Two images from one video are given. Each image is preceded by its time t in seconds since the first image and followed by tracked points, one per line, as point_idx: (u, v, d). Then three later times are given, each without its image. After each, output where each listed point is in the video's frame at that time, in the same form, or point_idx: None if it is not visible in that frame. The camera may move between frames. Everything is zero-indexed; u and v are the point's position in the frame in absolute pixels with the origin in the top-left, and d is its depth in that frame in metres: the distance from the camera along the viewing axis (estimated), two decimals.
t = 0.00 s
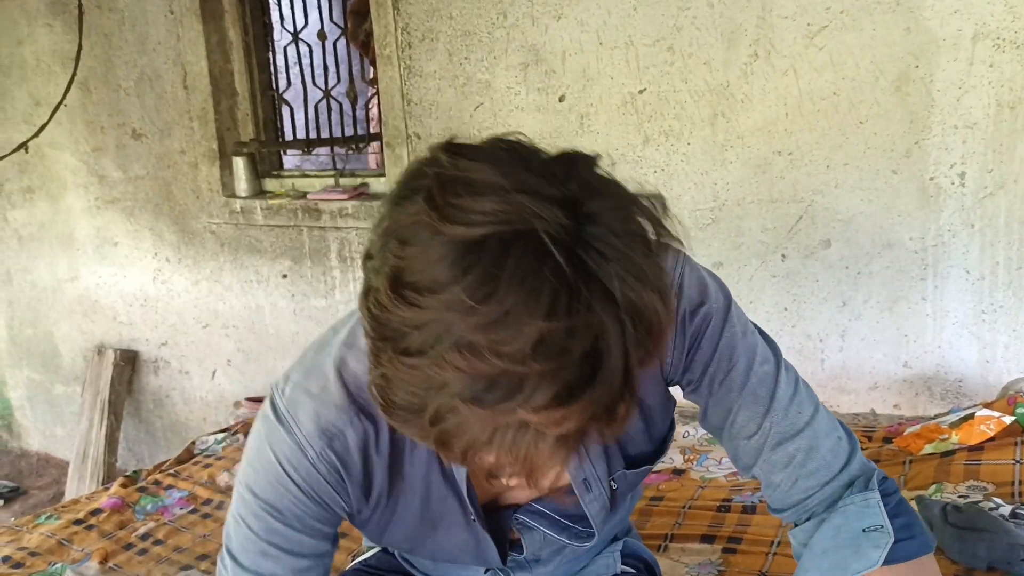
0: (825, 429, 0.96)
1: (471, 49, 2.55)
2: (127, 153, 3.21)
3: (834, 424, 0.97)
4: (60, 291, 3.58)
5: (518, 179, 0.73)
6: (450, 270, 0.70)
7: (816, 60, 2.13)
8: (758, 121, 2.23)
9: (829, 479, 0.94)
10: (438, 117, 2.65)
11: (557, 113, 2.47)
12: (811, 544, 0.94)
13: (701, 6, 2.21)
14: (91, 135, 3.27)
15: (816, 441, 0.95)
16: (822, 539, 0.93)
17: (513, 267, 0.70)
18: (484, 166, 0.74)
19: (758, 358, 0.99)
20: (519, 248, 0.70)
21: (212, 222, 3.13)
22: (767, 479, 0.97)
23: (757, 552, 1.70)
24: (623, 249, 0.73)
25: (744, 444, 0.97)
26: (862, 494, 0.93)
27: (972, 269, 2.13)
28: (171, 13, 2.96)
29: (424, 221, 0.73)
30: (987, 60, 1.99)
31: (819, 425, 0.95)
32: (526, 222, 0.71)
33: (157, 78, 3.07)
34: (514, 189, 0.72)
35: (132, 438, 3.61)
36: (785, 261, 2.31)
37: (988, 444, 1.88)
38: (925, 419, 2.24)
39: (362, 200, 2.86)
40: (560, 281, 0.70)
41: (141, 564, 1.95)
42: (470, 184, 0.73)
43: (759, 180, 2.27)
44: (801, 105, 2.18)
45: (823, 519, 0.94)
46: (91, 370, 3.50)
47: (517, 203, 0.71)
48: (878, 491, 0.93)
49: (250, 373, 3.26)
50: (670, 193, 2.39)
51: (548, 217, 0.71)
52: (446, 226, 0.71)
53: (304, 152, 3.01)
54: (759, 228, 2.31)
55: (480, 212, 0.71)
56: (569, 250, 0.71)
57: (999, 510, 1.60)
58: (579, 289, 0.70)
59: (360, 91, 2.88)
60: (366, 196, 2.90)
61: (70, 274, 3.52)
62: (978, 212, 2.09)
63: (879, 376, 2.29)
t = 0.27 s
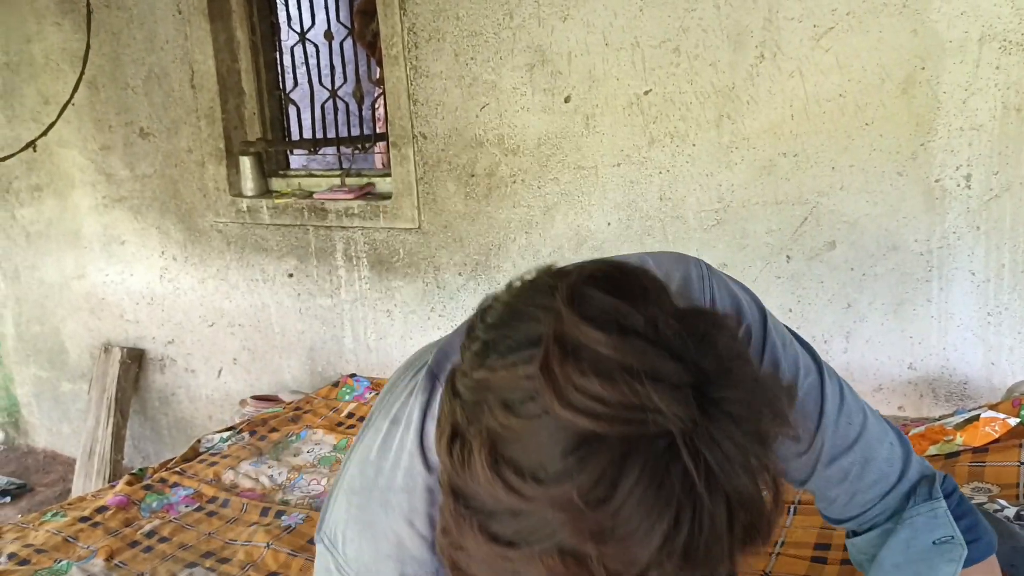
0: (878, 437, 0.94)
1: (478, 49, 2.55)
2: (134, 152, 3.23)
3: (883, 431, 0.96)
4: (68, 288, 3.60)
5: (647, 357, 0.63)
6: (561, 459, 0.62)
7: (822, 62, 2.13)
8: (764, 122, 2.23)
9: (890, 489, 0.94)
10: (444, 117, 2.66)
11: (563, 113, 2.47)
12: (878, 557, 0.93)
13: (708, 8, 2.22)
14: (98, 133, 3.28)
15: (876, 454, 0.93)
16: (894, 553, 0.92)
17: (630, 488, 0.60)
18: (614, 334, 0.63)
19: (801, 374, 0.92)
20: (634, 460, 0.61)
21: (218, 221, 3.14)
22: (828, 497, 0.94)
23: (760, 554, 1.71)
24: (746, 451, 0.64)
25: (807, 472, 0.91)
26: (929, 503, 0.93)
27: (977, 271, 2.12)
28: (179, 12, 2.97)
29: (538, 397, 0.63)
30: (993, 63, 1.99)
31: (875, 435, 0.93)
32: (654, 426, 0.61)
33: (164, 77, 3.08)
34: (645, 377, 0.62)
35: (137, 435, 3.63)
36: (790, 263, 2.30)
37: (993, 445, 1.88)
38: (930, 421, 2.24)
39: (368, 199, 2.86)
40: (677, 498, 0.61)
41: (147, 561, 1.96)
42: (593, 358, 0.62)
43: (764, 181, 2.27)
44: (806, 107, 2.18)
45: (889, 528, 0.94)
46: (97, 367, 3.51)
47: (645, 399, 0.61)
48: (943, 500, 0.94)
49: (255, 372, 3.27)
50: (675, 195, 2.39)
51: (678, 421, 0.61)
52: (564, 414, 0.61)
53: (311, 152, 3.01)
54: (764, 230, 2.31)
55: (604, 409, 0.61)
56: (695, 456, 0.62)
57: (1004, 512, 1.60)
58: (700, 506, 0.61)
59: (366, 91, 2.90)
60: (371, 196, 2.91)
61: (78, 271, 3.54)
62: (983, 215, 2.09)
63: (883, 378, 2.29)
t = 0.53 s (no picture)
0: (886, 444, 0.98)
1: (476, 50, 2.56)
2: (135, 152, 3.24)
3: (891, 438, 1.00)
4: (69, 288, 3.61)
5: (665, 457, 0.64)
6: (580, 554, 0.65)
7: (819, 61, 2.14)
8: (761, 122, 2.24)
9: (900, 495, 0.98)
10: (443, 117, 2.67)
11: (562, 113, 2.48)
12: (892, 563, 0.96)
13: (705, 7, 2.22)
14: (100, 133, 3.29)
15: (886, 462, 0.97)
16: (908, 559, 0.95)
17: None
18: (633, 433, 0.65)
19: (804, 385, 0.96)
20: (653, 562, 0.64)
21: (218, 221, 3.15)
22: (841, 505, 0.97)
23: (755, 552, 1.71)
24: (769, 551, 0.65)
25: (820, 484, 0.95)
26: (942, 509, 0.96)
27: (974, 270, 2.13)
28: (180, 13, 2.98)
29: (559, 494, 0.65)
30: (990, 62, 1.99)
31: (883, 441, 0.97)
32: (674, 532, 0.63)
33: (165, 78, 3.09)
34: (664, 480, 0.63)
35: (138, 435, 3.64)
36: (787, 262, 2.31)
37: (988, 443, 1.88)
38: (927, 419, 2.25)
39: (368, 199, 2.87)
40: None
41: (146, 558, 1.97)
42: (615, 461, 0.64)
43: (762, 181, 2.28)
44: (804, 106, 2.18)
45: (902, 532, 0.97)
46: (98, 367, 3.52)
47: (665, 503, 0.62)
48: (955, 504, 0.97)
49: (256, 371, 3.29)
50: (673, 194, 2.40)
51: (697, 529, 0.62)
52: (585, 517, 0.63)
53: (311, 151, 3.03)
54: (761, 229, 2.32)
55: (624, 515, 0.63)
56: (714, 559, 0.64)
57: (999, 509, 1.61)
58: None
59: (366, 91, 2.90)
60: (371, 196, 2.92)
61: (79, 271, 3.55)
62: (980, 213, 2.09)
63: (880, 376, 2.29)
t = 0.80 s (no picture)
0: (887, 443, 0.98)
1: (476, 50, 2.57)
2: (135, 152, 3.24)
3: (891, 436, 1.00)
4: (69, 288, 3.61)
5: (646, 462, 0.63)
6: (563, 561, 0.64)
7: (819, 61, 2.14)
8: (761, 122, 2.24)
9: (902, 493, 0.98)
10: (442, 117, 2.67)
11: (561, 113, 2.48)
12: (893, 561, 0.98)
13: (705, 7, 2.22)
14: (100, 134, 3.29)
15: (886, 461, 0.97)
16: (908, 558, 0.96)
17: None
18: (614, 438, 0.63)
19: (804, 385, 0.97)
20: (635, 568, 0.62)
21: (218, 221, 3.15)
22: (842, 504, 0.98)
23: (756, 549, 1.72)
24: (760, 552, 0.63)
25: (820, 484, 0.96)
26: (942, 507, 0.97)
27: (974, 269, 2.13)
28: (179, 13, 2.98)
29: (540, 503, 0.65)
30: (989, 62, 2.00)
31: (883, 441, 0.97)
32: (655, 537, 0.62)
33: (165, 78, 3.09)
34: (645, 486, 0.62)
35: (139, 435, 3.64)
36: (787, 261, 2.31)
37: (988, 442, 1.89)
38: (926, 418, 2.25)
39: (368, 199, 2.88)
40: None
41: (147, 558, 1.97)
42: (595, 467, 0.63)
43: (762, 180, 2.28)
44: (803, 106, 2.19)
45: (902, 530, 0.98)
46: (99, 367, 3.52)
47: (645, 509, 0.61)
48: (955, 501, 0.97)
49: (256, 371, 3.29)
50: (673, 194, 2.40)
51: (675, 533, 0.61)
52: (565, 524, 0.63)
53: (311, 151, 3.04)
54: (761, 229, 2.32)
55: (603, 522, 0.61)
56: (699, 564, 0.62)
57: (999, 508, 1.61)
58: None
59: (366, 91, 2.91)
60: (371, 196, 2.92)
61: (79, 271, 3.56)
62: (979, 213, 2.10)
63: (880, 375, 2.30)
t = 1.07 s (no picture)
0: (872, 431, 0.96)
1: (476, 50, 2.56)
2: (135, 152, 3.24)
3: (877, 425, 0.98)
4: (69, 288, 3.61)
5: (635, 400, 0.64)
6: (557, 496, 0.64)
7: (819, 61, 2.14)
8: (761, 122, 2.24)
9: (882, 485, 0.96)
10: (442, 117, 2.67)
11: (561, 113, 2.48)
12: (868, 554, 0.95)
13: (705, 7, 2.22)
14: (99, 134, 3.29)
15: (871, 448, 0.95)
16: (884, 551, 0.94)
17: (624, 526, 0.62)
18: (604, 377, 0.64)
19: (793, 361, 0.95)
20: (630, 499, 0.63)
21: (218, 221, 3.15)
22: (820, 489, 0.96)
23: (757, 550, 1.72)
24: (750, 484, 0.65)
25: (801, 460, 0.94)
26: (920, 502, 0.95)
27: (974, 270, 2.13)
28: (179, 13, 2.98)
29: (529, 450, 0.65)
30: (990, 62, 1.99)
31: (869, 431, 0.95)
32: (643, 469, 0.62)
33: (165, 78, 3.09)
34: (632, 419, 0.63)
35: (139, 435, 3.64)
36: (787, 262, 2.31)
37: (989, 442, 1.89)
38: (927, 418, 2.25)
39: (367, 199, 2.87)
40: (670, 536, 0.62)
41: (146, 559, 1.97)
42: (585, 406, 0.64)
43: (762, 181, 2.28)
44: (803, 106, 2.19)
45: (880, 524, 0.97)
46: (98, 367, 3.52)
47: (635, 442, 0.62)
48: (931, 497, 0.96)
49: (256, 371, 3.29)
50: (673, 194, 2.40)
51: (667, 463, 0.62)
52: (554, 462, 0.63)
53: (311, 151, 3.03)
54: (761, 229, 2.32)
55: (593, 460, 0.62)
56: (691, 491, 0.63)
57: (999, 508, 1.61)
58: (695, 534, 0.63)
59: (366, 91, 2.90)
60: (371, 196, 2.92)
61: (78, 271, 3.55)
62: (979, 213, 2.09)
63: (880, 376, 2.30)
